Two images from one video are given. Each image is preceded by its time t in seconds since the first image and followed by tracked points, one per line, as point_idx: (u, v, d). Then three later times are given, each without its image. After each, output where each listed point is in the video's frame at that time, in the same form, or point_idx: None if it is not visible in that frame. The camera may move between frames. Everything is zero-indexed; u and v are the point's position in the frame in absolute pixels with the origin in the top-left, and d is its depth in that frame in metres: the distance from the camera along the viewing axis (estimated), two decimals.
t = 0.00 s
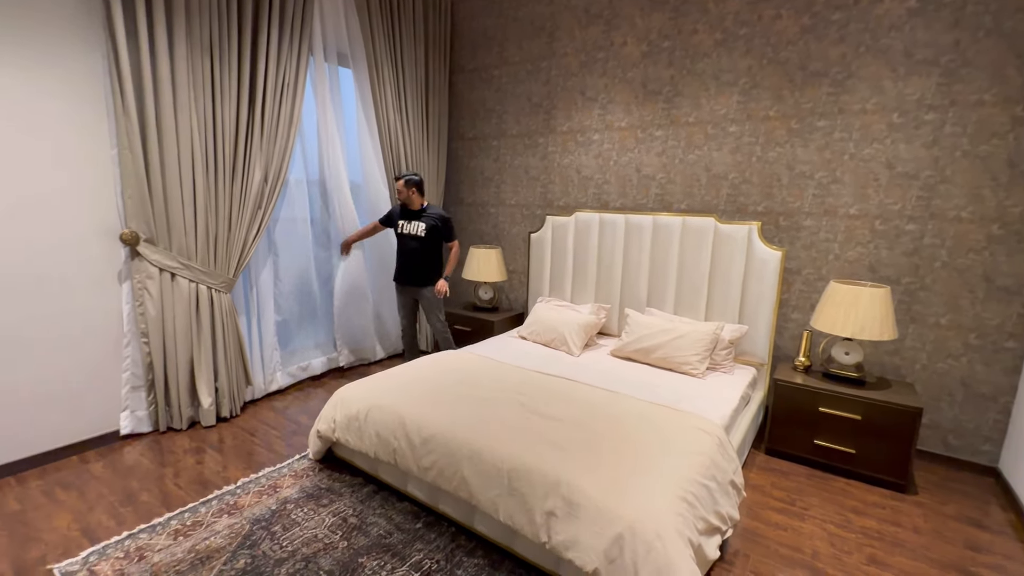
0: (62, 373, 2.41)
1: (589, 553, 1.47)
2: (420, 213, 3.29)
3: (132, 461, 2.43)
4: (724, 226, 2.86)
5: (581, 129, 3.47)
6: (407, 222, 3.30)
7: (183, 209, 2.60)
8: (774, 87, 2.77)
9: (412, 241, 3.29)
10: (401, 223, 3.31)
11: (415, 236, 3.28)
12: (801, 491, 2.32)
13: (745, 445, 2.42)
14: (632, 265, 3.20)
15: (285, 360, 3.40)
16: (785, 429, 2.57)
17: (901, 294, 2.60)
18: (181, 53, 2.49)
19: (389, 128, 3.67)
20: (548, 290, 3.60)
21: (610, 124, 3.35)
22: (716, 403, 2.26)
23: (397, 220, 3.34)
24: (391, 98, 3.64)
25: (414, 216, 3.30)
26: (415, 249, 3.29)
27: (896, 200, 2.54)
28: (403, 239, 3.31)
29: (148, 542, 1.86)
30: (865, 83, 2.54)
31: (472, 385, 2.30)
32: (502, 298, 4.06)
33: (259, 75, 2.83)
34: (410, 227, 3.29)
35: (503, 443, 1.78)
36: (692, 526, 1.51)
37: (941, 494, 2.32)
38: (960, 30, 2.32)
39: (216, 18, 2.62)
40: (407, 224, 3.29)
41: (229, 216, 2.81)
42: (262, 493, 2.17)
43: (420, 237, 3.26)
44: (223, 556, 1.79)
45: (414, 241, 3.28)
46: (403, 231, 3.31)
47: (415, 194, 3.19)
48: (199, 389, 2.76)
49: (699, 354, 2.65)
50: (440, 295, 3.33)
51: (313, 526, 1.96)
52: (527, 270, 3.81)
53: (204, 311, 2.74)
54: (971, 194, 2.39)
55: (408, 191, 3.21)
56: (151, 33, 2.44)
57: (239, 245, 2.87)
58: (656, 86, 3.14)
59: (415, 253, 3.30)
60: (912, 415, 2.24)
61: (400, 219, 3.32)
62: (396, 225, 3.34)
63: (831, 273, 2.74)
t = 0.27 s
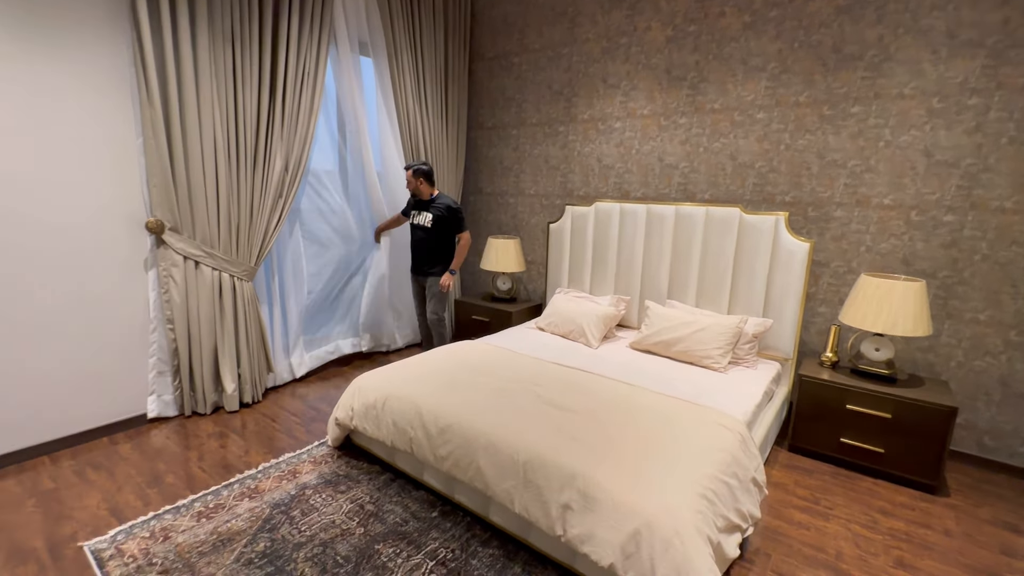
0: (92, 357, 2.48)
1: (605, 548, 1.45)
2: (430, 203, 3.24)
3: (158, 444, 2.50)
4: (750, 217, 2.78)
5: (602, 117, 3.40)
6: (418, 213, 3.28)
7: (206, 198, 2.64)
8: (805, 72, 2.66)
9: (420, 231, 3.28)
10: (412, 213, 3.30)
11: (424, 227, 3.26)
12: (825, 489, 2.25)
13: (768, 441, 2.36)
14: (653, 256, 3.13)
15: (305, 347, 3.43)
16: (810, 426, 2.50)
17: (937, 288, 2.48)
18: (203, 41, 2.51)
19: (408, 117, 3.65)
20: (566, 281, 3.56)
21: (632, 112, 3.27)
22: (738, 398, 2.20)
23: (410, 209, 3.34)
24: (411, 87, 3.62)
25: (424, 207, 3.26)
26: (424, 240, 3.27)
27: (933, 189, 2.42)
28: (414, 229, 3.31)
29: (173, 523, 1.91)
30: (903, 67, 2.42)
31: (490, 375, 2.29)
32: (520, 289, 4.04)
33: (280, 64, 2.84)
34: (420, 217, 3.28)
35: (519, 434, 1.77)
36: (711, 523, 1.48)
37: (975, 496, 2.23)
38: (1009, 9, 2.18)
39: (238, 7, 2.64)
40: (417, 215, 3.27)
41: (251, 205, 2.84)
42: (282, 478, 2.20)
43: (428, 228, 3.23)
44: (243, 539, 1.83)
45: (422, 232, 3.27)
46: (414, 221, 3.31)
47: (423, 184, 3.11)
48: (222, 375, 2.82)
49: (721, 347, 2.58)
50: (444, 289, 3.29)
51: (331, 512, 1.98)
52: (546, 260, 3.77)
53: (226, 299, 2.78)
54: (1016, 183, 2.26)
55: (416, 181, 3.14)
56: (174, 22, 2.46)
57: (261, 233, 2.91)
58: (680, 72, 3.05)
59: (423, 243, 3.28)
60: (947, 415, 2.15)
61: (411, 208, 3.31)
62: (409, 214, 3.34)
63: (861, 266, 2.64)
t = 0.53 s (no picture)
0: (118, 343, 2.54)
1: (619, 548, 1.42)
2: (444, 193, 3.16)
3: (183, 429, 2.56)
4: (778, 208, 2.68)
5: (625, 105, 3.31)
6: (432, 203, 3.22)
7: (228, 188, 2.68)
8: (840, 56, 2.53)
9: (432, 222, 3.23)
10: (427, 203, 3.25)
11: (435, 218, 3.20)
12: (852, 493, 2.17)
13: (793, 441, 2.28)
14: (676, 248, 3.05)
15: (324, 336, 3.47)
16: (837, 426, 2.41)
17: (979, 284, 2.35)
18: (224, 32, 2.52)
19: (428, 107, 3.63)
20: (586, 274, 3.51)
21: (656, 100, 3.17)
22: (762, 396, 2.13)
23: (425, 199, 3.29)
24: (430, 76, 3.60)
25: (437, 197, 3.19)
26: (436, 230, 3.21)
27: (978, 179, 2.28)
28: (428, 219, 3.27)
29: (194, 507, 1.95)
30: (947, 49, 2.28)
31: (506, 368, 2.26)
32: (539, 281, 4.00)
33: (300, 54, 2.84)
34: (433, 208, 3.22)
35: (533, 429, 1.74)
36: (731, 525, 1.43)
37: (1015, 504, 2.11)
38: None
39: None
40: (430, 205, 3.22)
41: (271, 195, 2.87)
42: (299, 465, 2.23)
43: (439, 219, 3.16)
44: (260, 525, 1.85)
45: (433, 223, 3.21)
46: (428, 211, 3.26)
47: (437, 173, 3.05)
48: (244, 363, 2.87)
49: (745, 344, 2.50)
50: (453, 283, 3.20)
51: (347, 501, 2.00)
52: (566, 252, 3.72)
53: (248, 288, 2.82)
54: None
55: (432, 172, 3.09)
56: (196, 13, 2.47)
57: (281, 224, 2.93)
58: (707, 58, 2.94)
59: (435, 235, 3.22)
60: (986, 419, 2.04)
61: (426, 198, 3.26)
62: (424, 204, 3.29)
63: (897, 260, 2.52)
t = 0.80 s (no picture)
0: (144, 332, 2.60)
1: (634, 552, 1.38)
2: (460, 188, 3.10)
3: (206, 417, 2.62)
4: (808, 202, 2.56)
5: (649, 96, 3.22)
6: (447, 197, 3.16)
7: (250, 181, 2.71)
8: (879, 42, 2.40)
9: (445, 216, 3.18)
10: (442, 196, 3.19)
11: (449, 213, 3.15)
12: (883, 501, 2.07)
13: (819, 445, 2.19)
14: (700, 243, 2.96)
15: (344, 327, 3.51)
16: (868, 431, 2.30)
17: None
18: (246, 26, 2.54)
19: (447, 99, 3.61)
20: (606, 269, 3.45)
21: (682, 90, 3.07)
22: (788, 399, 2.05)
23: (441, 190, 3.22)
24: (451, 69, 3.57)
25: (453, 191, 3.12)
26: (449, 225, 3.17)
27: None
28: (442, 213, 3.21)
29: (213, 495, 1.99)
30: (998, 32, 2.13)
31: (522, 364, 2.24)
32: (558, 276, 3.95)
33: (321, 47, 2.84)
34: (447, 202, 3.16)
35: (547, 427, 1.71)
36: (751, 533, 1.37)
37: None
38: None
39: None
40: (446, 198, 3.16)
41: (292, 188, 2.89)
42: (317, 456, 2.26)
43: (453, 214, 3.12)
44: (277, 514, 1.88)
45: (447, 217, 3.17)
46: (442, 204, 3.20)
47: (456, 167, 2.99)
48: (265, 353, 2.91)
49: (771, 343, 2.41)
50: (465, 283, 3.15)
51: (362, 493, 2.01)
52: (586, 246, 3.66)
53: (269, 280, 2.86)
54: None
55: (451, 163, 3.01)
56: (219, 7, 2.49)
57: (302, 217, 2.96)
58: (736, 45, 2.83)
59: (447, 231, 3.18)
60: None
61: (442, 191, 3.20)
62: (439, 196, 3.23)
63: (937, 258, 2.38)
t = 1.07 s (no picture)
0: (175, 322, 2.66)
1: (659, 562, 1.32)
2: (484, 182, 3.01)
3: (234, 406, 2.66)
4: (852, 196, 2.42)
5: (681, 85, 3.10)
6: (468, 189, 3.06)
7: (277, 174, 2.73)
8: (933, 23, 2.23)
9: (464, 209, 3.08)
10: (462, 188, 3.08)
11: (468, 206, 3.05)
12: (928, 515, 1.95)
13: (859, 454, 2.07)
14: (733, 239, 2.84)
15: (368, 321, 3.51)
16: (912, 440, 2.17)
17: None
18: (274, 19, 2.54)
19: (473, 92, 3.57)
20: (634, 265, 3.35)
21: (716, 79, 2.94)
22: (826, 404, 1.94)
23: (461, 182, 3.12)
24: (477, 61, 3.52)
25: (475, 184, 3.03)
26: (467, 219, 3.06)
27: None
28: (461, 205, 3.10)
29: (238, 484, 2.01)
30: None
31: (545, 362, 2.19)
32: (584, 271, 3.88)
33: (347, 40, 2.83)
34: (468, 194, 3.06)
35: (570, 427, 1.66)
36: (786, 548, 1.29)
37: None
38: None
39: None
40: (467, 190, 3.06)
41: (318, 182, 2.91)
42: (339, 449, 2.26)
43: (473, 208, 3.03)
44: (299, 506, 1.89)
45: (466, 210, 3.07)
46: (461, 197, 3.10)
47: (484, 158, 2.91)
48: (291, 345, 2.95)
49: (808, 345, 2.29)
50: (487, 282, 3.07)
51: (382, 488, 2.00)
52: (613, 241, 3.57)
53: (295, 273, 2.89)
54: None
55: (483, 154, 2.93)
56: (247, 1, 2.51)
57: (328, 210, 2.97)
58: (775, 31, 2.68)
59: (466, 225, 3.08)
60: None
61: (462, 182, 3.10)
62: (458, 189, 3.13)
63: (993, 257, 2.21)
